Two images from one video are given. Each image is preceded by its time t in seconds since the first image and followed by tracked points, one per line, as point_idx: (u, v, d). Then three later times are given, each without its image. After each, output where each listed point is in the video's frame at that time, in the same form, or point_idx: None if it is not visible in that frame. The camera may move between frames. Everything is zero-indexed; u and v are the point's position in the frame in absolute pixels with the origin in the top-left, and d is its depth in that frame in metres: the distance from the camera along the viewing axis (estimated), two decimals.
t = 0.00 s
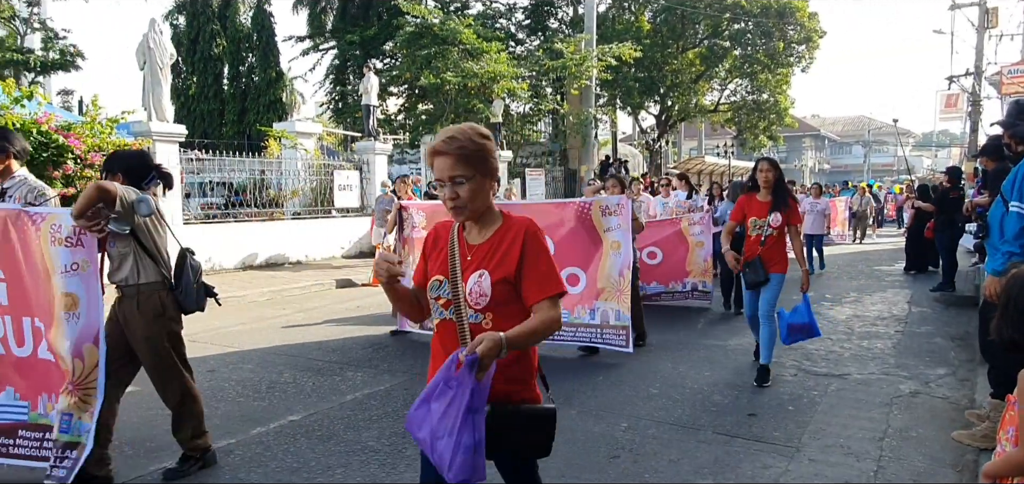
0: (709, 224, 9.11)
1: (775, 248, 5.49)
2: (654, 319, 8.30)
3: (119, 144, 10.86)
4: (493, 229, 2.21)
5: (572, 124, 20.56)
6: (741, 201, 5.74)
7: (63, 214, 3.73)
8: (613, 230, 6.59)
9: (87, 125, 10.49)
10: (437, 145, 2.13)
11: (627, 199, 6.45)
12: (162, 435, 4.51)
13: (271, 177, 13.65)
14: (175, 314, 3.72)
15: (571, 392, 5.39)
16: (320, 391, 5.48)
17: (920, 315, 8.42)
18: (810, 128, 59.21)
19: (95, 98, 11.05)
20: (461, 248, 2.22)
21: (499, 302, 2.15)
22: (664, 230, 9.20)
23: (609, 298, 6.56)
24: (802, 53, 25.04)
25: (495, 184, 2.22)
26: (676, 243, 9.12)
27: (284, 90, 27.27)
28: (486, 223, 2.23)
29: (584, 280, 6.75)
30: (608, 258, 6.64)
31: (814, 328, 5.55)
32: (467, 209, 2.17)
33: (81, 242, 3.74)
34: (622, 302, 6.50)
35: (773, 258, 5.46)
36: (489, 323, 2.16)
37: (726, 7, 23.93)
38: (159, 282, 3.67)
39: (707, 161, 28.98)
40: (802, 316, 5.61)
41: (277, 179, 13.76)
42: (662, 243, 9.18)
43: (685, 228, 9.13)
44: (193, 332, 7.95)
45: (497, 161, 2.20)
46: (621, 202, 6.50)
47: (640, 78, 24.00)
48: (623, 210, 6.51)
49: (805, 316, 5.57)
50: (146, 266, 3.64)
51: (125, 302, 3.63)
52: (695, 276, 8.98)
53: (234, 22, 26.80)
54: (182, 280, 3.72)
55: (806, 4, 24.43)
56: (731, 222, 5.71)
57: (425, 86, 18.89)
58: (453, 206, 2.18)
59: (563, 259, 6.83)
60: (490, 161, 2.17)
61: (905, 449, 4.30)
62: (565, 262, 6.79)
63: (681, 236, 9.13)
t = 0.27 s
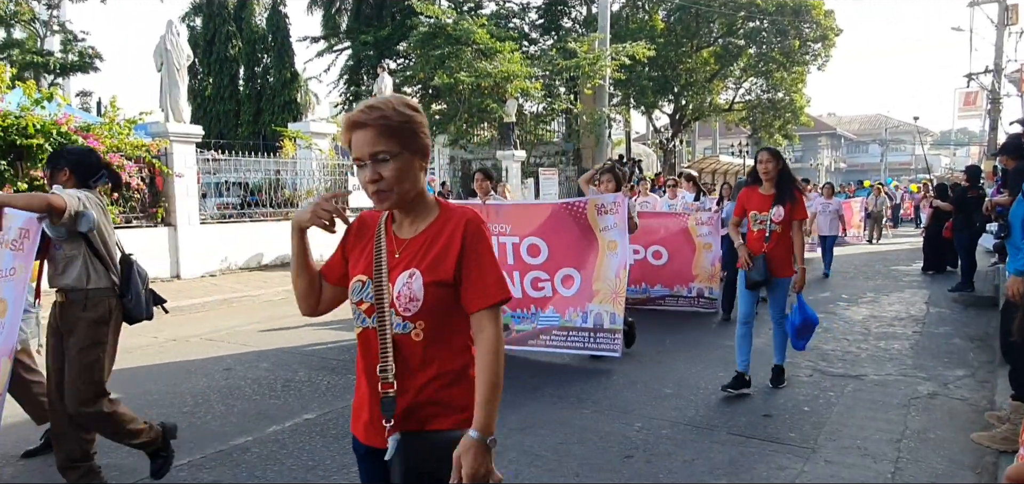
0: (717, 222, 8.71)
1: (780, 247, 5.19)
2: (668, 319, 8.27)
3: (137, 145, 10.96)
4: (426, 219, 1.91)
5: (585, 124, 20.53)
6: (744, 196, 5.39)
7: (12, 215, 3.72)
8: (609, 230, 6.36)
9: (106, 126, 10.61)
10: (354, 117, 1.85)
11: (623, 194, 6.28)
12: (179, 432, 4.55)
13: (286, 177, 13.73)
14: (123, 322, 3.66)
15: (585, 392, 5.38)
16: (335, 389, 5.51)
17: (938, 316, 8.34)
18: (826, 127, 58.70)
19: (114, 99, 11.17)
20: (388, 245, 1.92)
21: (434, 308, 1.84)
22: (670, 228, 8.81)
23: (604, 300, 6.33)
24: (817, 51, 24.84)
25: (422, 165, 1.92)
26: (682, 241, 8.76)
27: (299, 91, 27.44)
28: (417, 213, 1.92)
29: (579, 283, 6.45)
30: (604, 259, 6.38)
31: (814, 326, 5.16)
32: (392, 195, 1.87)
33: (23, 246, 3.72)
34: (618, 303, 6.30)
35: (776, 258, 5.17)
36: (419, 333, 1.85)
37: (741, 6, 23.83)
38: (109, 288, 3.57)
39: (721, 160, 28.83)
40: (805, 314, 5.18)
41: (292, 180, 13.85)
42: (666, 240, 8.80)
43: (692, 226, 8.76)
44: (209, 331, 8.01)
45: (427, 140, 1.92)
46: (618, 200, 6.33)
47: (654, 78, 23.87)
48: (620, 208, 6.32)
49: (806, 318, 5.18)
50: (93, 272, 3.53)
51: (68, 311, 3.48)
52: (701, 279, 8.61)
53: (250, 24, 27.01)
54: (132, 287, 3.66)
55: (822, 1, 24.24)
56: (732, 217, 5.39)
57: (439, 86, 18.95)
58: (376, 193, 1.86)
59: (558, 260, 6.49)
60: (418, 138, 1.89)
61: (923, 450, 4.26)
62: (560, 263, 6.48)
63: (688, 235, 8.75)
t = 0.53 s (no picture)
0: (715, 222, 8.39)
1: (772, 254, 4.83)
2: (676, 319, 8.24)
3: (148, 145, 10.98)
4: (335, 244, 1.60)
5: (594, 123, 20.51)
6: (731, 200, 5.05)
7: None
8: (600, 235, 6.07)
9: (117, 126, 10.66)
10: (274, 95, 1.58)
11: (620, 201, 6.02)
12: (190, 430, 4.57)
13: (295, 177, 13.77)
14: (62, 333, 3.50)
15: (593, 393, 5.37)
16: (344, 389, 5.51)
17: (950, 317, 8.28)
18: (836, 126, 58.39)
19: (126, 100, 11.25)
20: (283, 276, 1.61)
21: (325, 358, 1.51)
22: (666, 232, 8.58)
23: (594, 309, 6.00)
24: (828, 50, 24.72)
25: (342, 179, 1.64)
26: (679, 245, 8.52)
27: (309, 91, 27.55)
28: (326, 230, 1.62)
29: (569, 291, 6.13)
30: (594, 266, 6.07)
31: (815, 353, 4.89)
32: (294, 195, 1.56)
33: None
34: (608, 312, 5.97)
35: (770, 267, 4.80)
36: (309, 389, 1.53)
37: (751, 5, 23.79)
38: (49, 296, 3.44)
39: (730, 160, 28.74)
40: (799, 338, 4.87)
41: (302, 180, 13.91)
42: (663, 244, 8.58)
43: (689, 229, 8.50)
44: (218, 330, 8.05)
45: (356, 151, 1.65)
46: (611, 205, 6.04)
47: (663, 77, 23.78)
48: (613, 213, 6.04)
49: (800, 341, 4.86)
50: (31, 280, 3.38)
51: None
52: (699, 286, 8.33)
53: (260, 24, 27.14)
54: (77, 295, 3.56)
55: None
56: (719, 223, 5.05)
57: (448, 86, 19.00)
58: (275, 194, 1.56)
59: (548, 266, 6.19)
60: (346, 143, 1.61)
61: (935, 452, 4.22)
62: (550, 270, 6.17)
63: (685, 238, 8.50)
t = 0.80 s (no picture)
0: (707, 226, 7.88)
1: (765, 266, 4.35)
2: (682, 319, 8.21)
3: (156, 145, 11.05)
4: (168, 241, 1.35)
5: (600, 123, 20.51)
6: (721, 203, 4.61)
7: None
8: (585, 235, 5.98)
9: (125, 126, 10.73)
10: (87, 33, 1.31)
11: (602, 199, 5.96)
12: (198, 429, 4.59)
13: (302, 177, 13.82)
14: None
15: (599, 393, 5.37)
16: (351, 388, 5.52)
17: (959, 318, 8.22)
18: (844, 127, 58.17)
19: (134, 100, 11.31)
20: (97, 282, 1.39)
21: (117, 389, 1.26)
22: (659, 235, 8.14)
23: (579, 312, 5.91)
24: (836, 50, 24.61)
25: (178, 155, 1.35)
26: (671, 249, 8.07)
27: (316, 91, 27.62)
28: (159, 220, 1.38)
29: (554, 293, 6.02)
30: (579, 268, 5.97)
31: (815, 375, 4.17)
32: (93, 167, 1.28)
33: None
34: (594, 314, 5.88)
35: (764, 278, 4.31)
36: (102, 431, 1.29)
37: (758, 5, 23.72)
38: None
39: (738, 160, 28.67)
40: (797, 355, 4.18)
41: (309, 180, 13.92)
42: (654, 247, 8.13)
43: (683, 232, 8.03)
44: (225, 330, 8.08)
45: (201, 122, 1.34)
46: (595, 204, 5.97)
47: (669, 77, 23.69)
48: (597, 211, 5.95)
49: (802, 356, 4.17)
50: None
51: None
52: (691, 293, 7.89)
53: (268, 25, 27.22)
54: None
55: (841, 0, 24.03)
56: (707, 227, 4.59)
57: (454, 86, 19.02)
58: (70, 163, 1.30)
59: (532, 269, 6.08)
60: (187, 111, 1.32)
61: (943, 454, 4.19)
62: (534, 273, 6.06)
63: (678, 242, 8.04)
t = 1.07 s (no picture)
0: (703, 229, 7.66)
1: (749, 268, 3.88)
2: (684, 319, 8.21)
3: (159, 145, 11.09)
4: None
5: (603, 123, 20.51)
6: (703, 193, 4.10)
7: None
8: (566, 240, 5.36)
9: (129, 125, 10.73)
10: None
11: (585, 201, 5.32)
12: (201, 428, 4.60)
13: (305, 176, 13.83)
14: None
15: (602, 393, 5.37)
16: (354, 387, 5.53)
17: (963, 319, 8.20)
18: (848, 127, 58.11)
19: (137, 99, 11.32)
20: None
21: None
22: (654, 235, 8.03)
23: (560, 323, 5.27)
24: (839, 50, 24.55)
25: None
26: (665, 249, 7.96)
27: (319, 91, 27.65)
28: None
29: (533, 302, 5.41)
30: (561, 274, 5.35)
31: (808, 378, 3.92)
32: None
33: None
34: (576, 325, 5.21)
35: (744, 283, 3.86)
36: None
37: (761, 5, 23.67)
38: None
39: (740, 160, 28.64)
40: (788, 367, 3.92)
41: (311, 179, 13.93)
42: (648, 247, 8.02)
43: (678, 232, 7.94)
44: (227, 329, 8.09)
45: None
46: (576, 207, 5.35)
47: (672, 77, 23.64)
48: (578, 214, 5.32)
49: (792, 366, 3.90)
50: None
51: None
52: (683, 295, 7.76)
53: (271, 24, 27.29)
54: None
55: None
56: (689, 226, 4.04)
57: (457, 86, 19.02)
58: None
59: (512, 276, 5.51)
60: None
61: (947, 456, 4.18)
62: (514, 280, 5.49)
63: (672, 242, 7.93)
